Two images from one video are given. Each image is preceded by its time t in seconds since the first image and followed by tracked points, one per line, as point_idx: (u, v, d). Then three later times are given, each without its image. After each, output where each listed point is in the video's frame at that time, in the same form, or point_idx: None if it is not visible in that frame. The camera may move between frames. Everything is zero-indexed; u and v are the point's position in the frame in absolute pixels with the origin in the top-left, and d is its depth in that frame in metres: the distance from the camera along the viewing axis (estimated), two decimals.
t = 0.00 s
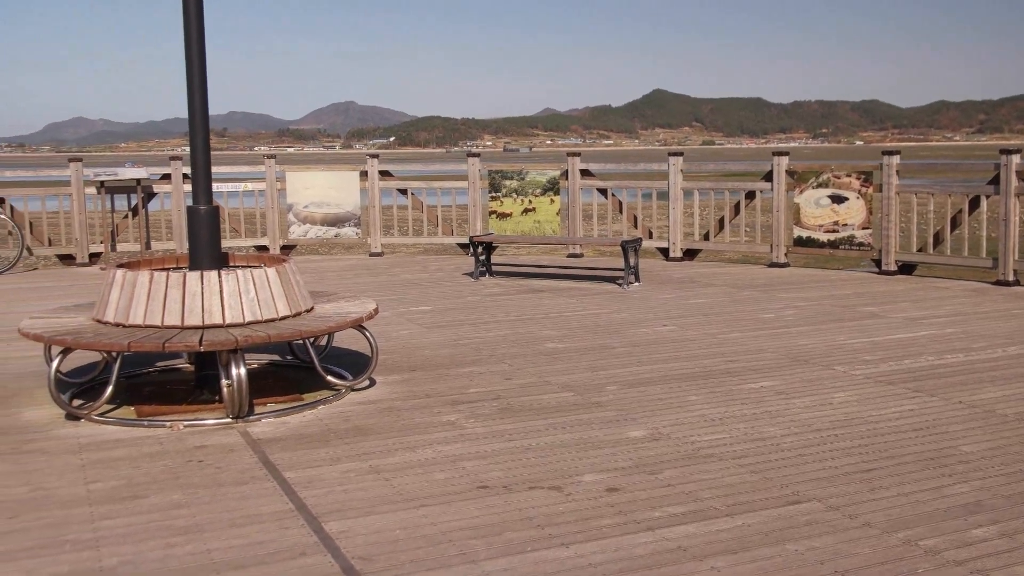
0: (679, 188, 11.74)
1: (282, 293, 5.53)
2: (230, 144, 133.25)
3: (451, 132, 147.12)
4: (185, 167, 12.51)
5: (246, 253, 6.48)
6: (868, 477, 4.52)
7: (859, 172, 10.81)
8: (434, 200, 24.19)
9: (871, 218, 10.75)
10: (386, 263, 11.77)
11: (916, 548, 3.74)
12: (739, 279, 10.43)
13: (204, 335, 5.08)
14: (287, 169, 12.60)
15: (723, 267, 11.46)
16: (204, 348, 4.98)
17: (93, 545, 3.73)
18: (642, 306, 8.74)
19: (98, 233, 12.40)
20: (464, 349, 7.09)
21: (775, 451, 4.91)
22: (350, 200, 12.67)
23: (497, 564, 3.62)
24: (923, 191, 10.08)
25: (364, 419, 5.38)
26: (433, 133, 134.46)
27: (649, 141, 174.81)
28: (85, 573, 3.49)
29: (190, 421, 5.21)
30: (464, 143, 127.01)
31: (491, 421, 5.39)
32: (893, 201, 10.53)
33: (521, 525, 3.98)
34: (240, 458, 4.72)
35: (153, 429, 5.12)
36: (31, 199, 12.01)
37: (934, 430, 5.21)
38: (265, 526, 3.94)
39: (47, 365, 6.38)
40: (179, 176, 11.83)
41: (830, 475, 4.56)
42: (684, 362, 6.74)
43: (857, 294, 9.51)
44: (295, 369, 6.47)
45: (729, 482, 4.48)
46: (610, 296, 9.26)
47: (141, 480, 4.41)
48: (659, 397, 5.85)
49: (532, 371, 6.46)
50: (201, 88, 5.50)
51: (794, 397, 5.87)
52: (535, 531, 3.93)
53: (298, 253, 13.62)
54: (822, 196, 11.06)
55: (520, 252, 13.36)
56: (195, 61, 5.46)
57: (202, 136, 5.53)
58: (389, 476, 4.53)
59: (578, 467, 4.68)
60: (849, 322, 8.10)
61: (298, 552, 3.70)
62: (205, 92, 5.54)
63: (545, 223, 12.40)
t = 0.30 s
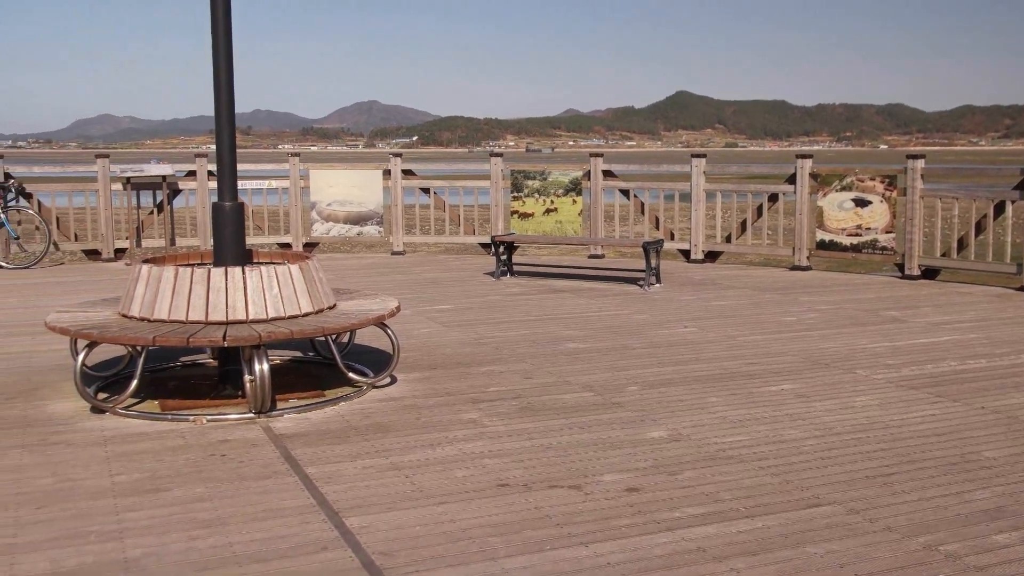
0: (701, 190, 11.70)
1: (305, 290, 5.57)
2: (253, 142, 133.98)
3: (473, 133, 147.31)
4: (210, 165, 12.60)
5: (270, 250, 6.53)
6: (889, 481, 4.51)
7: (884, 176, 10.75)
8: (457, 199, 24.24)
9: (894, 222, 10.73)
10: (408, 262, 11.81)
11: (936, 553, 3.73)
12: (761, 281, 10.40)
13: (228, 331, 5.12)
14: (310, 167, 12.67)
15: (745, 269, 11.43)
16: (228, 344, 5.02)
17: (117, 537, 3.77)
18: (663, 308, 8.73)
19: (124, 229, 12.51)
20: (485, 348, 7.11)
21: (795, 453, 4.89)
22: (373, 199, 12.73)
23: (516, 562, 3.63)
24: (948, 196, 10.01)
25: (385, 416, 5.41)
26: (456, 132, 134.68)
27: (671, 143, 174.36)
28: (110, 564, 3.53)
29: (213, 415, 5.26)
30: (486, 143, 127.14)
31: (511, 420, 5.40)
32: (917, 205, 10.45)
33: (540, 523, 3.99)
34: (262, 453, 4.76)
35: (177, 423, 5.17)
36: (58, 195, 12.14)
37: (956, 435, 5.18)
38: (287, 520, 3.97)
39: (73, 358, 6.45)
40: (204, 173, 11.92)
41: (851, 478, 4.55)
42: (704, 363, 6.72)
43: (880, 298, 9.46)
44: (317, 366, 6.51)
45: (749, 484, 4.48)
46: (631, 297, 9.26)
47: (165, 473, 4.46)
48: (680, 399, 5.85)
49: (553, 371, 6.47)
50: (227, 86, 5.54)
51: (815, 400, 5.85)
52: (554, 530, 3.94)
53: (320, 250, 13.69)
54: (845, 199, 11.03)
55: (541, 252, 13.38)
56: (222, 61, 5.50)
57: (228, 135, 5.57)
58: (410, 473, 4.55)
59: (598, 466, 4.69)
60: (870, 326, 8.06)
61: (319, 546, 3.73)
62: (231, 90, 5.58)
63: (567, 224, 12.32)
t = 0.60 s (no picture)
0: (724, 189, 11.66)
1: (328, 287, 5.59)
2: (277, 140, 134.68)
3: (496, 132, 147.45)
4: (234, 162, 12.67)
5: (293, 246, 6.56)
6: (912, 483, 4.48)
7: (908, 176, 10.71)
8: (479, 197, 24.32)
9: (919, 223, 10.66)
10: (429, 260, 11.83)
11: (960, 556, 3.70)
12: (784, 282, 10.35)
13: (251, 327, 5.15)
14: (333, 165, 12.72)
15: (767, 270, 11.38)
16: (251, 339, 5.05)
17: (141, 529, 3.80)
18: (685, 307, 8.71)
19: (148, 225, 12.62)
20: (506, 346, 7.12)
21: (817, 454, 4.87)
22: (395, 196, 12.76)
23: (537, 559, 3.64)
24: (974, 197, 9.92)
25: (407, 413, 5.43)
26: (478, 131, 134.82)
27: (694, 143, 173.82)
28: (133, 556, 3.57)
29: (236, 410, 5.29)
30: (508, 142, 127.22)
31: (532, 418, 5.40)
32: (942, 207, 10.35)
33: (561, 521, 4.00)
34: (284, 448, 4.79)
35: (200, 417, 5.21)
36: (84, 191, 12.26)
37: (980, 438, 5.13)
38: (308, 515, 3.99)
39: (98, 352, 6.51)
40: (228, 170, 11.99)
41: (873, 480, 4.52)
42: (726, 363, 6.70)
43: (903, 299, 9.39)
44: (339, 362, 6.54)
45: (771, 485, 4.46)
46: (652, 296, 9.25)
47: (188, 467, 4.49)
48: (701, 399, 5.84)
49: (574, 370, 6.47)
50: (252, 84, 5.58)
51: (838, 402, 5.82)
52: (575, 528, 3.94)
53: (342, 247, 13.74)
54: (870, 200, 10.98)
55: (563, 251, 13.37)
56: (248, 57, 5.54)
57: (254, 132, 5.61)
58: (430, 470, 4.56)
59: (619, 465, 4.68)
60: (894, 328, 8.01)
61: (340, 541, 3.75)
62: (256, 88, 5.61)
63: (589, 223, 12.29)
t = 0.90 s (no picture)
0: (748, 188, 11.60)
1: (351, 282, 5.61)
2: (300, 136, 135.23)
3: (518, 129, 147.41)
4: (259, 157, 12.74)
5: (317, 242, 6.58)
6: (937, 485, 4.44)
7: (934, 176, 10.64)
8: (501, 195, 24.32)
9: (945, 223, 10.58)
10: (452, 256, 11.85)
11: (985, 559, 3.66)
12: (807, 281, 10.30)
13: (275, 321, 5.18)
14: (357, 161, 12.77)
15: (791, 269, 11.32)
16: (275, 334, 5.07)
17: (165, 521, 3.83)
18: (708, 306, 8.67)
19: (173, 220, 12.70)
20: (528, 343, 7.12)
21: (841, 455, 4.84)
22: (418, 193, 12.82)
23: (558, 556, 3.64)
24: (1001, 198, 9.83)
25: (429, 409, 5.44)
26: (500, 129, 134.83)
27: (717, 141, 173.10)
28: (157, 548, 3.59)
29: (259, 404, 5.32)
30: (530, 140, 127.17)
31: (554, 415, 5.41)
32: (969, 207, 10.27)
33: (582, 519, 3.99)
34: (307, 442, 4.81)
35: (223, 411, 5.24)
36: (110, 186, 12.35)
37: (1006, 440, 5.08)
38: (331, 509, 4.01)
39: (123, 345, 6.56)
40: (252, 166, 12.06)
41: (897, 482, 4.49)
42: (749, 363, 6.67)
43: (928, 300, 9.32)
44: (362, 357, 6.56)
45: (794, 485, 4.44)
46: (675, 295, 9.22)
47: (212, 460, 4.52)
48: (724, 398, 5.81)
49: (595, 367, 6.47)
50: (278, 79, 5.60)
51: (862, 402, 5.78)
52: (596, 525, 3.93)
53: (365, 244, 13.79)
54: (895, 199, 10.88)
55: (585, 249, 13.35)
56: (273, 53, 5.56)
57: (279, 128, 5.63)
58: (452, 466, 4.57)
59: (641, 464, 4.67)
60: (919, 328, 7.95)
61: (362, 536, 3.76)
62: (282, 84, 5.63)
63: (612, 221, 12.31)
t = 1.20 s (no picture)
0: (770, 184, 11.54)
1: (373, 277, 5.62)
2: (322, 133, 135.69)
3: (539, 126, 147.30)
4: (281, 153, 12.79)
5: (339, 237, 6.60)
6: (960, 483, 4.41)
7: (959, 173, 10.59)
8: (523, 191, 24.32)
9: (970, 220, 10.52)
10: (473, 252, 11.86)
11: (1009, 558, 3.63)
12: (829, 278, 10.24)
13: (297, 316, 5.20)
14: (379, 157, 12.80)
15: (814, 266, 11.25)
16: (297, 328, 5.09)
17: (188, 513, 3.85)
18: (729, 303, 8.64)
19: (196, 215, 12.78)
20: (549, 338, 7.12)
21: (863, 452, 4.81)
22: (439, 188, 12.82)
23: (579, 551, 3.63)
24: None
25: (449, 404, 5.45)
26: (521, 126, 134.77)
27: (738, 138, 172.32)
28: (180, 540, 3.61)
29: (281, 398, 5.34)
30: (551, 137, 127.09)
31: (575, 411, 5.40)
32: (994, 205, 10.15)
33: (603, 514, 3.99)
34: (328, 436, 4.83)
35: (246, 404, 5.26)
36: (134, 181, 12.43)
37: None
38: (352, 503, 4.02)
39: (147, 339, 6.61)
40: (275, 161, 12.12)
41: (920, 480, 4.46)
42: (771, 360, 6.64)
43: (952, 297, 9.24)
44: (383, 352, 6.58)
45: (816, 482, 4.41)
46: (696, 291, 9.19)
47: (234, 453, 4.54)
48: (746, 395, 5.79)
49: (617, 363, 6.45)
50: (301, 74, 5.61)
51: (885, 400, 5.75)
52: (617, 521, 3.93)
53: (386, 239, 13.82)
54: (919, 197, 10.80)
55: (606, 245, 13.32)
56: (296, 48, 5.57)
57: (301, 123, 5.64)
58: (472, 461, 4.58)
59: (662, 460, 4.66)
60: (943, 326, 7.88)
61: (382, 529, 3.77)
62: (304, 79, 5.65)
63: (634, 217, 12.34)
